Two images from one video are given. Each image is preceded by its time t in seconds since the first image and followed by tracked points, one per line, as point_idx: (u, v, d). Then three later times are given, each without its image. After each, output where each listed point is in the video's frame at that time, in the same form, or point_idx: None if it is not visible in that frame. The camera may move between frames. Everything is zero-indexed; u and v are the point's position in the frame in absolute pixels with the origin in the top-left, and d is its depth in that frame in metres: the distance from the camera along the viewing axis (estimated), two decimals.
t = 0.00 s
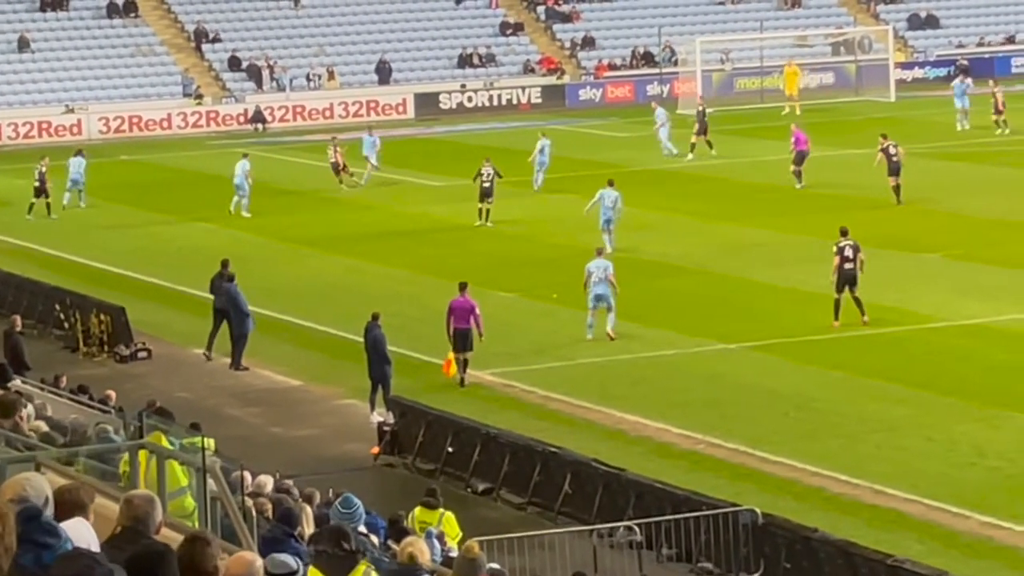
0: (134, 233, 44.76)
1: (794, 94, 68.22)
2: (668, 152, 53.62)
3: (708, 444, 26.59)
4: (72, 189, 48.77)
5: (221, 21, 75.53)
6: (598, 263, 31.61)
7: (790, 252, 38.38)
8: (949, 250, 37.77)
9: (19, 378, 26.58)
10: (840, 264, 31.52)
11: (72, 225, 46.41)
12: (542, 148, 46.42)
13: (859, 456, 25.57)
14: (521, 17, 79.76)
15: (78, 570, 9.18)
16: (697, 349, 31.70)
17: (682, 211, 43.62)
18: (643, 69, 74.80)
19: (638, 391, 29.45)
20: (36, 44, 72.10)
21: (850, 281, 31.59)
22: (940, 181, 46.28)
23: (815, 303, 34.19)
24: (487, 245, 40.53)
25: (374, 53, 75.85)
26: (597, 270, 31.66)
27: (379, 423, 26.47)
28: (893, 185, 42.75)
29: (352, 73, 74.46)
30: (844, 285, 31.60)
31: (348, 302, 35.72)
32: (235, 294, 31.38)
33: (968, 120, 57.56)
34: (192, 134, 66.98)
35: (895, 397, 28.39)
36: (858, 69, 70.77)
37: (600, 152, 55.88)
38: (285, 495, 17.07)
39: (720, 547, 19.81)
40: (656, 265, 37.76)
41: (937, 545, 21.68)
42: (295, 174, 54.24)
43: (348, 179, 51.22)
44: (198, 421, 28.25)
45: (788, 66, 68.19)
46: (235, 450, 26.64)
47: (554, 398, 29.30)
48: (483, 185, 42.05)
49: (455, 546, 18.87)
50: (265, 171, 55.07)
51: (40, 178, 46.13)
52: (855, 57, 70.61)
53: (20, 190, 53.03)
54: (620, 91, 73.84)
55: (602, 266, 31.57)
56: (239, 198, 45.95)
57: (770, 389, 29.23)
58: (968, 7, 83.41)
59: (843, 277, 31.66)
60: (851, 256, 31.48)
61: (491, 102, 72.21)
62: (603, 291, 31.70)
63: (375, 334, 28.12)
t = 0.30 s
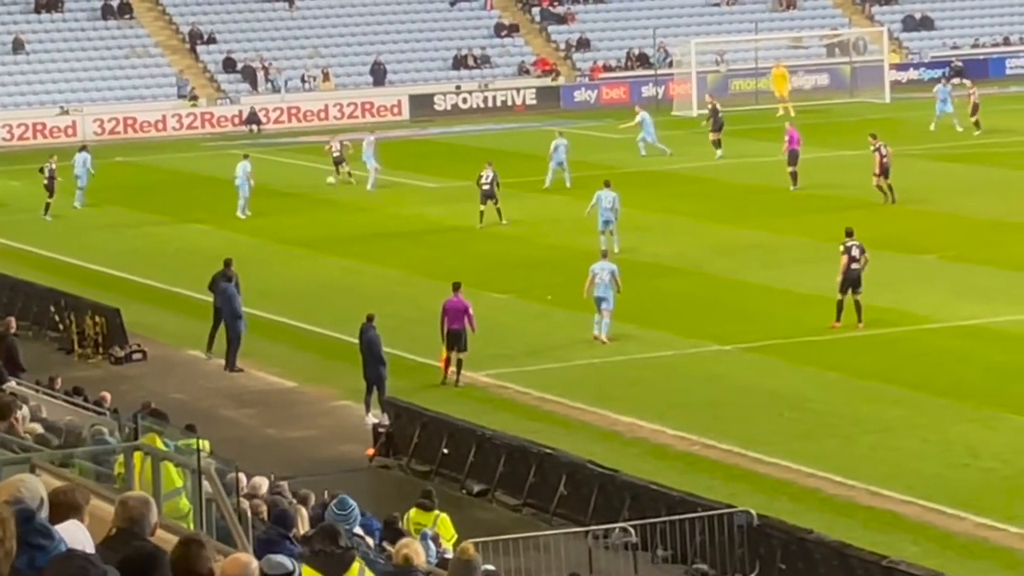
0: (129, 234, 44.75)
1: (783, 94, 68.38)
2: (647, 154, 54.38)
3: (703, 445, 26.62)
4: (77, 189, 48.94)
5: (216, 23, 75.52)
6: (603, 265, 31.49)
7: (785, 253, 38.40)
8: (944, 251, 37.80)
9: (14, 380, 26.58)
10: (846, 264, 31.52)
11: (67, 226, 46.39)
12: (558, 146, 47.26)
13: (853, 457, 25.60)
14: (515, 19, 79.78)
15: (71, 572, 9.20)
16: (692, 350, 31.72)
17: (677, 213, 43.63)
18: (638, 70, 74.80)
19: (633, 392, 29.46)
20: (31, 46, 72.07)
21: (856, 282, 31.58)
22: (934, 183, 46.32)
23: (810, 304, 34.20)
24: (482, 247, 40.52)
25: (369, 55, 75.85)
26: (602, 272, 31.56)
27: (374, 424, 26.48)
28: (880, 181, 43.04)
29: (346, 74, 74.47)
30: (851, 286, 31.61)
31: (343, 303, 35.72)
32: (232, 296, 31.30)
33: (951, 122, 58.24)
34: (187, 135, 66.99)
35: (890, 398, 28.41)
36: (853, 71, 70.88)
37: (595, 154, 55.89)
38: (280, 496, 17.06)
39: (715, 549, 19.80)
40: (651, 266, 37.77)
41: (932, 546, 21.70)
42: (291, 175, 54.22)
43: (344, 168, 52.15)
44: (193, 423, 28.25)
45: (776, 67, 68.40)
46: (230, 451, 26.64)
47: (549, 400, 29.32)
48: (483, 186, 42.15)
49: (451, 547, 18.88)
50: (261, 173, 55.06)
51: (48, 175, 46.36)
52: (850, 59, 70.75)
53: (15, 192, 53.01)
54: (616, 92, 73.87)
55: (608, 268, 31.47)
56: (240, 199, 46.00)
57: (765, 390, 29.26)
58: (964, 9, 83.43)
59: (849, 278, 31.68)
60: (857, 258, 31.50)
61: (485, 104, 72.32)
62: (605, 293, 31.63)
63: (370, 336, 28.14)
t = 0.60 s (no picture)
0: (124, 238, 44.70)
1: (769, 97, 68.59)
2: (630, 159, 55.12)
3: (698, 449, 26.63)
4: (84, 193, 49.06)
5: (210, 27, 75.49)
6: (606, 269, 31.56)
7: (779, 257, 38.41)
8: (938, 255, 37.82)
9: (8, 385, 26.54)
10: (847, 268, 31.54)
11: (62, 230, 46.35)
12: (575, 145, 47.93)
13: (847, 460, 25.62)
14: (509, 23, 79.80)
15: None
16: (685, 354, 31.71)
17: (670, 217, 43.63)
18: (632, 75, 74.88)
19: (627, 396, 29.47)
20: (25, 51, 71.99)
21: (857, 286, 31.57)
22: (927, 187, 46.36)
23: (804, 307, 34.19)
24: (476, 251, 40.51)
25: (364, 59, 75.85)
26: (605, 276, 31.63)
27: (369, 428, 26.47)
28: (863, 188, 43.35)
29: (340, 78, 74.45)
30: (853, 290, 31.59)
31: (337, 307, 35.69)
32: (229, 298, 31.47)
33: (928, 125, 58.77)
34: (181, 140, 66.94)
35: (884, 401, 28.42)
36: (846, 75, 71.00)
37: (588, 158, 55.89)
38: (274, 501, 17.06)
39: (709, 553, 19.81)
40: (645, 270, 37.78)
41: (926, 550, 21.70)
42: (285, 179, 54.18)
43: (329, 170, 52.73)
44: (187, 427, 28.23)
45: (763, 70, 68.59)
46: (224, 456, 26.62)
47: (544, 404, 29.33)
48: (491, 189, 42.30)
49: (446, 551, 18.85)
50: (254, 177, 55.03)
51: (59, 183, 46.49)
52: (844, 63, 70.84)
53: (9, 196, 52.93)
54: (609, 96, 73.77)
55: (610, 272, 31.55)
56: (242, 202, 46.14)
57: (759, 395, 29.24)
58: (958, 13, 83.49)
59: (851, 282, 31.68)
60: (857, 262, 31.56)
61: (480, 108, 72.40)
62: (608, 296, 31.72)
63: (365, 339, 28.14)
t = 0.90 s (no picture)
0: (114, 245, 44.68)
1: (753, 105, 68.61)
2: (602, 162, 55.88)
3: (689, 455, 26.68)
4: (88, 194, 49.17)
5: (201, 33, 75.47)
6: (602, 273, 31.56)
7: (768, 264, 38.42)
8: (927, 262, 37.85)
9: None
10: (844, 275, 31.54)
11: (52, 237, 46.31)
12: (586, 154, 48.82)
13: (837, 468, 25.65)
14: (501, 31, 79.77)
15: None
16: (675, 361, 31.73)
17: (660, 224, 43.64)
18: (624, 82, 74.89)
19: (617, 404, 29.50)
20: (15, 57, 71.92)
21: (853, 292, 31.56)
22: (917, 195, 46.38)
23: (794, 314, 34.21)
24: (465, 258, 40.51)
25: (355, 66, 75.83)
26: (600, 279, 31.65)
27: (359, 435, 26.47)
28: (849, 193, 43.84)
29: (331, 85, 74.42)
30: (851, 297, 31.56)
31: (327, 314, 35.65)
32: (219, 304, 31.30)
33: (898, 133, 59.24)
34: (172, 146, 66.89)
35: (873, 409, 28.45)
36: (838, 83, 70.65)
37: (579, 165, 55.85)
38: (265, 507, 17.03)
39: (700, 561, 19.80)
40: (634, 277, 37.79)
41: (915, 557, 21.72)
42: (275, 186, 54.12)
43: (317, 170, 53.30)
44: (177, 433, 28.20)
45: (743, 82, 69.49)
46: (213, 463, 26.60)
47: (534, 411, 29.39)
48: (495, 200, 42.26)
49: (436, 558, 18.84)
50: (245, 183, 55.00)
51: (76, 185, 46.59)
52: (835, 70, 70.38)
53: None
54: (600, 103, 73.83)
55: (606, 275, 31.58)
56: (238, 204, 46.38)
57: (749, 402, 29.24)
58: (948, 20, 83.51)
59: (849, 288, 31.66)
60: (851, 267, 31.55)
61: (471, 115, 71.89)
62: (604, 300, 31.77)
63: (355, 346, 28.15)
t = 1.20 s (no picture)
0: (97, 254, 44.60)
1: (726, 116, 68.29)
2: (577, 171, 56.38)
3: (673, 465, 27.08)
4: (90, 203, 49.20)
5: (185, 43, 75.44)
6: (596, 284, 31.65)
7: (752, 274, 38.45)
8: (910, 272, 37.89)
9: None
10: (834, 287, 31.62)
11: (35, 246, 46.21)
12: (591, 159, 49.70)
13: (820, 481, 25.68)
14: (485, 41, 79.73)
15: None
16: (658, 372, 31.76)
17: (643, 235, 43.65)
18: (608, 92, 74.96)
19: (601, 416, 29.52)
20: None
21: (843, 304, 31.66)
22: (900, 206, 46.42)
23: (776, 323, 34.28)
24: (448, 268, 40.48)
25: (338, 75, 75.85)
26: (591, 289, 31.77)
27: (342, 445, 26.45)
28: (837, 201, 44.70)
29: (315, 95, 74.40)
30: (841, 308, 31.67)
31: (310, 324, 35.61)
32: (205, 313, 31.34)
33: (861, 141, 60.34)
34: (156, 156, 66.81)
35: (856, 421, 28.49)
36: (821, 93, 71.32)
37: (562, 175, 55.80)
38: (248, 518, 17.00)
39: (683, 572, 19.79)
40: (617, 287, 37.80)
41: (898, 568, 21.73)
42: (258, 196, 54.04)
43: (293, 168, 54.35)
44: (160, 443, 28.14)
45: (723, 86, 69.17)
46: (196, 473, 26.55)
47: (519, 423, 29.42)
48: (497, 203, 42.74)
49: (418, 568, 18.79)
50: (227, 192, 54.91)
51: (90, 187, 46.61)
52: (819, 81, 71.13)
53: None
54: (584, 113, 73.83)
55: (596, 285, 31.72)
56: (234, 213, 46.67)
57: (734, 414, 29.48)
58: (931, 31, 83.66)
59: (839, 299, 31.76)
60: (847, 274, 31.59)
61: (453, 125, 72.36)
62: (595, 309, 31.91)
63: (337, 356, 28.19)
